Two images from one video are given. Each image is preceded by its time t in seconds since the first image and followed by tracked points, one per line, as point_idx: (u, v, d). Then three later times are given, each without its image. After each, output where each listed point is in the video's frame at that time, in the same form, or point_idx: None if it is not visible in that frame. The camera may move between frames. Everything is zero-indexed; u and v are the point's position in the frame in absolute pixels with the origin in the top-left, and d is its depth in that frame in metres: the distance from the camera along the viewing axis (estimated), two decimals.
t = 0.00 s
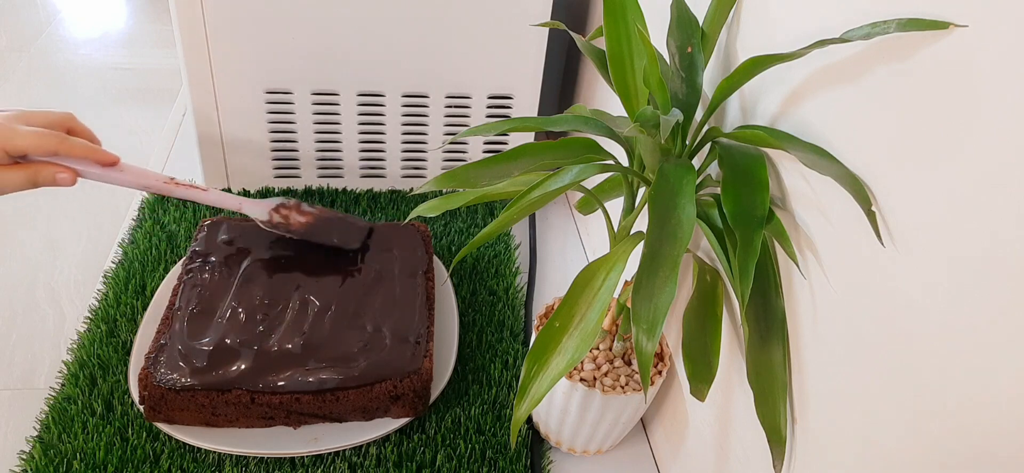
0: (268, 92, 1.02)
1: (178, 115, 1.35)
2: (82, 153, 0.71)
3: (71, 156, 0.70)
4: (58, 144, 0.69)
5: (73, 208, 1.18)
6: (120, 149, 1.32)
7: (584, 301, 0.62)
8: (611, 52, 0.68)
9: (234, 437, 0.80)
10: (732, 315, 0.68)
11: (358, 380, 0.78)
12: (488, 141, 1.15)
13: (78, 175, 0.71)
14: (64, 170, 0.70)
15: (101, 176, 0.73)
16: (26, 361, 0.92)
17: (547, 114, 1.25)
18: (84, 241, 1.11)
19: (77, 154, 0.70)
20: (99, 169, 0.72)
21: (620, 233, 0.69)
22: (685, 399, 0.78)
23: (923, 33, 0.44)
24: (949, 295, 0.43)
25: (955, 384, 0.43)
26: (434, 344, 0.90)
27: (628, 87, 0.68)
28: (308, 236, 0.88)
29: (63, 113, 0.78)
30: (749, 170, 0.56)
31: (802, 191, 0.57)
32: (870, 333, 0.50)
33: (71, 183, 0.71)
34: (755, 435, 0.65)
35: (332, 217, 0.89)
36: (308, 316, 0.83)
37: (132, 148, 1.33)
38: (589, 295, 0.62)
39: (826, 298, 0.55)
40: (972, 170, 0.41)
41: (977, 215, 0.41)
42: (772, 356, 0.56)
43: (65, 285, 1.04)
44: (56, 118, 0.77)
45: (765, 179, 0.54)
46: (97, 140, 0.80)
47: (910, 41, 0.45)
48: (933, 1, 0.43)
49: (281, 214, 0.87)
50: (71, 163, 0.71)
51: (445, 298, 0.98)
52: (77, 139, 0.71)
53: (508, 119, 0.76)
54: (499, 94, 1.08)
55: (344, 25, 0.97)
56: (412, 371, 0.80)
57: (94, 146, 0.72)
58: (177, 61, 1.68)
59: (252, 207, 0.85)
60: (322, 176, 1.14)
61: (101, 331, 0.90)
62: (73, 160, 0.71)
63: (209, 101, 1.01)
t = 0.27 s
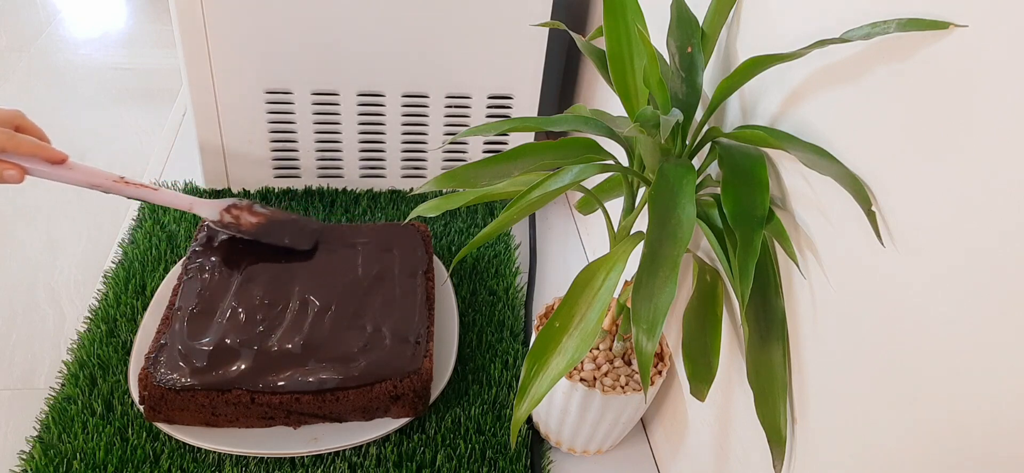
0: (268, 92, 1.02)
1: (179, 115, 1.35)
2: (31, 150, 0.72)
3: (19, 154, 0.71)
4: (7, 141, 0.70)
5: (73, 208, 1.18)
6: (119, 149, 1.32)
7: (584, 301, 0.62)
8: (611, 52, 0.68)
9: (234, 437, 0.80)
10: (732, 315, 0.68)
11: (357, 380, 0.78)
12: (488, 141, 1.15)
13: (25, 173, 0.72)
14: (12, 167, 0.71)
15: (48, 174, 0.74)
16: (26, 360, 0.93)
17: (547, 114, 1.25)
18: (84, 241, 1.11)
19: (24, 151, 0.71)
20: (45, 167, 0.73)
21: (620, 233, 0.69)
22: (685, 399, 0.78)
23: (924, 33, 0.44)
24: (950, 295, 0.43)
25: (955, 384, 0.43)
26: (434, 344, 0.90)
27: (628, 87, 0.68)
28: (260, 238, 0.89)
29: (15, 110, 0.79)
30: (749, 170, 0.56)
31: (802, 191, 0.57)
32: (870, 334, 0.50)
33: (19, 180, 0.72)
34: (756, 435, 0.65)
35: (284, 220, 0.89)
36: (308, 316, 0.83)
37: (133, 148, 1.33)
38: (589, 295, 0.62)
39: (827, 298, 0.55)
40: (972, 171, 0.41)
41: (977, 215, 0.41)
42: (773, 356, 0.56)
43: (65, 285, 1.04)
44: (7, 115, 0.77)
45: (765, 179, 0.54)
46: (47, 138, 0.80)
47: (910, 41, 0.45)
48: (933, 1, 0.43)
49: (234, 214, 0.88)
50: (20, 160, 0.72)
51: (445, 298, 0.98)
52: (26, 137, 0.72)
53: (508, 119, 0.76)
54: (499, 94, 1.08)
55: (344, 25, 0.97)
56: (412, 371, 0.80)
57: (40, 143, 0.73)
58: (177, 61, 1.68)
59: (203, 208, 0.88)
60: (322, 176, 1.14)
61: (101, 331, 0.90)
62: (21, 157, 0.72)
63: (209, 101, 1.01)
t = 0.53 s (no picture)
0: (268, 92, 1.02)
1: (179, 115, 1.35)
2: None
3: None
4: None
5: (73, 208, 1.18)
6: (120, 150, 1.32)
7: (584, 301, 0.62)
8: (611, 52, 0.68)
9: (234, 437, 0.80)
10: (732, 315, 0.68)
11: (358, 380, 0.78)
12: (488, 141, 1.15)
13: None
14: None
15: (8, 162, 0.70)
16: (27, 360, 0.93)
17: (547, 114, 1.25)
18: (85, 241, 1.11)
19: None
20: None
21: (620, 233, 0.69)
22: (685, 398, 0.78)
23: (924, 33, 0.44)
24: (950, 296, 0.43)
25: (956, 385, 0.43)
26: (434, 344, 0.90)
27: (628, 87, 0.68)
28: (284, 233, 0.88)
29: None
30: (749, 170, 0.56)
31: (802, 191, 0.57)
32: (870, 334, 0.50)
33: None
34: (756, 435, 0.65)
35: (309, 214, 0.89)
36: (308, 315, 0.83)
37: (133, 148, 1.33)
38: (589, 295, 0.62)
39: (827, 298, 0.55)
40: (972, 171, 0.41)
41: (977, 216, 0.41)
42: (773, 356, 0.56)
43: (65, 285, 1.04)
44: None
45: (765, 179, 0.54)
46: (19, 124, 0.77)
47: (910, 41, 0.45)
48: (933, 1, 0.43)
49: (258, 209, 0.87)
50: None
51: (445, 298, 0.98)
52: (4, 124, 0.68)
53: (509, 119, 0.76)
54: (499, 94, 1.08)
55: (344, 25, 0.97)
56: (412, 371, 0.80)
57: None
58: (177, 61, 1.68)
59: (171, 199, 0.85)
60: (322, 176, 1.14)
61: (101, 331, 0.90)
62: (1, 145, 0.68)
63: (209, 101, 1.01)
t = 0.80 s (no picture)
0: (268, 92, 1.02)
1: (178, 115, 1.35)
2: (59, 142, 0.71)
3: (49, 145, 0.69)
4: (36, 133, 0.68)
5: (73, 208, 1.18)
6: (119, 149, 1.32)
7: (584, 301, 0.62)
8: (611, 52, 0.68)
9: (234, 437, 0.80)
10: (732, 315, 0.68)
11: (358, 380, 0.78)
12: (488, 141, 1.15)
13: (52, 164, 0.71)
14: (40, 160, 0.69)
15: (75, 165, 0.73)
16: (26, 360, 0.93)
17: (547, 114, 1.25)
18: (85, 241, 1.11)
19: (54, 142, 0.70)
20: (71, 158, 0.72)
21: (620, 233, 0.69)
22: (685, 398, 0.78)
23: (924, 33, 0.44)
24: (950, 296, 0.43)
25: (955, 385, 0.43)
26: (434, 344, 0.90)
27: (628, 87, 0.68)
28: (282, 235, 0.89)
29: (43, 101, 0.77)
30: (749, 170, 0.56)
31: (802, 191, 0.57)
32: (870, 334, 0.50)
33: (46, 171, 0.70)
34: (756, 435, 0.65)
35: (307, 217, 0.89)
36: (308, 316, 0.83)
37: (133, 148, 1.33)
38: (589, 295, 0.62)
39: (827, 298, 0.55)
40: (972, 171, 0.41)
41: (977, 216, 0.41)
42: (772, 356, 0.56)
43: (65, 285, 1.04)
44: (31, 106, 0.75)
45: (765, 179, 0.54)
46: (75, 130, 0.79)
47: (910, 41, 0.45)
48: (933, 1, 0.43)
49: (258, 210, 0.88)
50: (46, 152, 0.70)
51: (445, 298, 0.98)
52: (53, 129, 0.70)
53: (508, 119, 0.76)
54: (499, 94, 1.08)
55: (344, 25, 0.97)
56: (412, 371, 0.80)
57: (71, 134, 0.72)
58: (177, 61, 1.68)
59: (229, 204, 0.87)
60: (322, 176, 1.14)
61: (100, 331, 0.90)
62: (47, 149, 0.70)
63: (209, 101, 1.01)
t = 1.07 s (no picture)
0: (268, 92, 1.02)
1: (178, 115, 1.35)
2: None
3: None
4: None
5: (73, 208, 1.18)
6: (120, 149, 1.32)
7: (584, 301, 0.62)
8: (611, 52, 0.68)
9: (234, 437, 0.80)
10: (732, 315, 0.68)
11: (358, 380, 0.78)
12: (488, 141, 1.15)
13: None
14: None
15: None
16: (26, 360, 0.93)
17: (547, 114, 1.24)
18: (85, 241, 1.11)
19: None
20: None
21: (620, 233, 0.69)
22: (685, 398, 0.78)
23: (924, 33, 0.44)
24: (950, 296, 0.43)
25: (956, 386, 0.43)
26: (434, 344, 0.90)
27: (628, 87, 0.68)
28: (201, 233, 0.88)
29: None
30: (749, 170, 0.56)
31: (802, 191, 0.57)
32: (870, 335, 0.50)
33: None
34: (756, 435, 0.65)
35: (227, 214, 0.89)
36: (308, 316, 0.83)
37: (133, 148, 1.33)
38: (589, 296, 0.62)
39: (827, 299, 0.55)
40: (972, 172, 0.41)
41: (978, 216, 0.41)
42: (773, 357, 0.56)
43: (65, 285, 1.04)
44: None
45: (765, 179, 0.54)
46: None
47: (910, 41, 0.45)
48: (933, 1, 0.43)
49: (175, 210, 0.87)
50: None
51: (445, 298, 0.98)
52: None
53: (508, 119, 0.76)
54: (499, 94, 1.08)
55: (344, 25, 0.97)
56: (412, 371, 0.80)
57: None
58: (177, 61, 1.68)
59: (145, 202, 0.86)
60: (322, 176, 1.14)
61: (100, 331, 0.90)
62: None
63: (209, 101, 1.01)
